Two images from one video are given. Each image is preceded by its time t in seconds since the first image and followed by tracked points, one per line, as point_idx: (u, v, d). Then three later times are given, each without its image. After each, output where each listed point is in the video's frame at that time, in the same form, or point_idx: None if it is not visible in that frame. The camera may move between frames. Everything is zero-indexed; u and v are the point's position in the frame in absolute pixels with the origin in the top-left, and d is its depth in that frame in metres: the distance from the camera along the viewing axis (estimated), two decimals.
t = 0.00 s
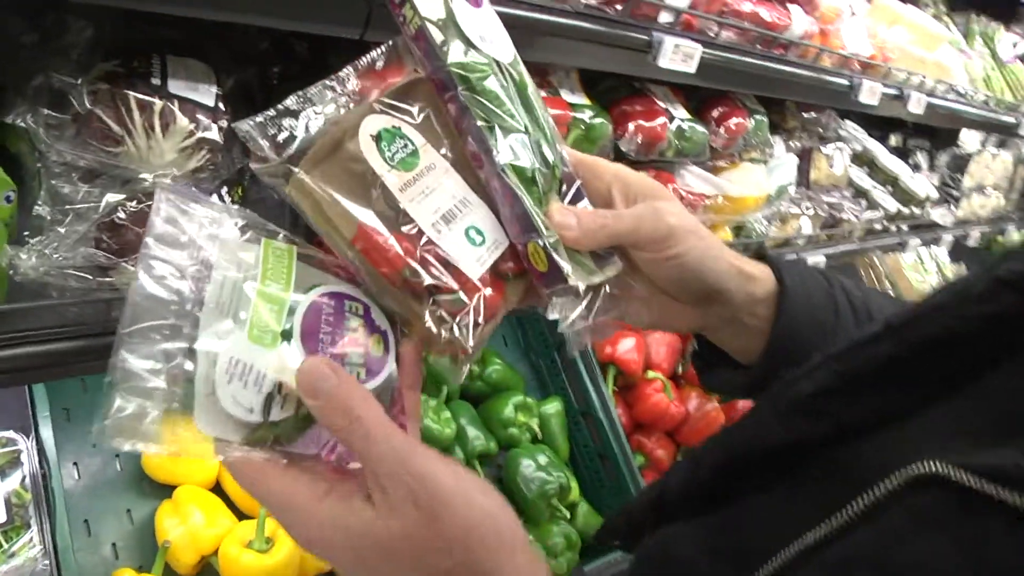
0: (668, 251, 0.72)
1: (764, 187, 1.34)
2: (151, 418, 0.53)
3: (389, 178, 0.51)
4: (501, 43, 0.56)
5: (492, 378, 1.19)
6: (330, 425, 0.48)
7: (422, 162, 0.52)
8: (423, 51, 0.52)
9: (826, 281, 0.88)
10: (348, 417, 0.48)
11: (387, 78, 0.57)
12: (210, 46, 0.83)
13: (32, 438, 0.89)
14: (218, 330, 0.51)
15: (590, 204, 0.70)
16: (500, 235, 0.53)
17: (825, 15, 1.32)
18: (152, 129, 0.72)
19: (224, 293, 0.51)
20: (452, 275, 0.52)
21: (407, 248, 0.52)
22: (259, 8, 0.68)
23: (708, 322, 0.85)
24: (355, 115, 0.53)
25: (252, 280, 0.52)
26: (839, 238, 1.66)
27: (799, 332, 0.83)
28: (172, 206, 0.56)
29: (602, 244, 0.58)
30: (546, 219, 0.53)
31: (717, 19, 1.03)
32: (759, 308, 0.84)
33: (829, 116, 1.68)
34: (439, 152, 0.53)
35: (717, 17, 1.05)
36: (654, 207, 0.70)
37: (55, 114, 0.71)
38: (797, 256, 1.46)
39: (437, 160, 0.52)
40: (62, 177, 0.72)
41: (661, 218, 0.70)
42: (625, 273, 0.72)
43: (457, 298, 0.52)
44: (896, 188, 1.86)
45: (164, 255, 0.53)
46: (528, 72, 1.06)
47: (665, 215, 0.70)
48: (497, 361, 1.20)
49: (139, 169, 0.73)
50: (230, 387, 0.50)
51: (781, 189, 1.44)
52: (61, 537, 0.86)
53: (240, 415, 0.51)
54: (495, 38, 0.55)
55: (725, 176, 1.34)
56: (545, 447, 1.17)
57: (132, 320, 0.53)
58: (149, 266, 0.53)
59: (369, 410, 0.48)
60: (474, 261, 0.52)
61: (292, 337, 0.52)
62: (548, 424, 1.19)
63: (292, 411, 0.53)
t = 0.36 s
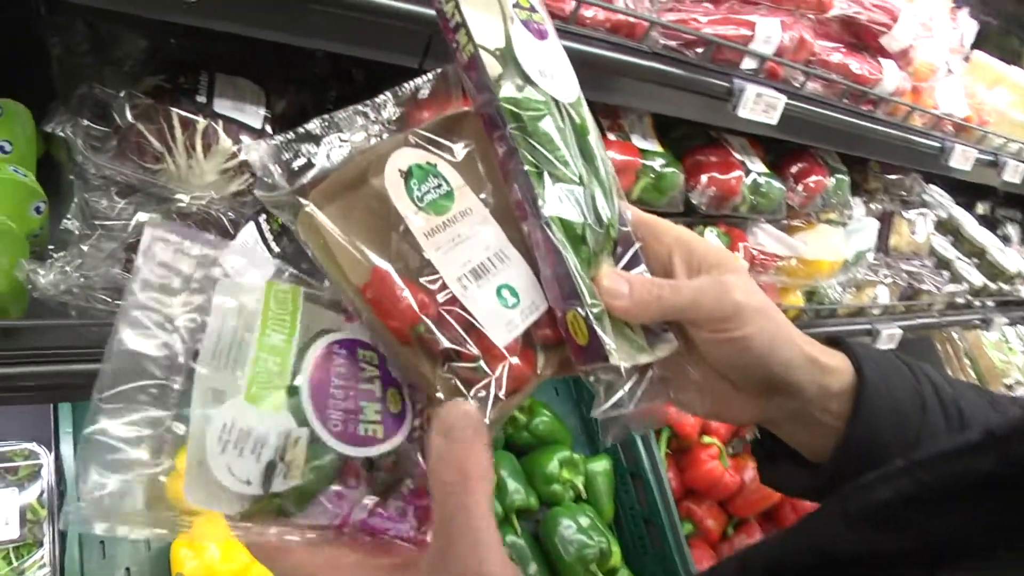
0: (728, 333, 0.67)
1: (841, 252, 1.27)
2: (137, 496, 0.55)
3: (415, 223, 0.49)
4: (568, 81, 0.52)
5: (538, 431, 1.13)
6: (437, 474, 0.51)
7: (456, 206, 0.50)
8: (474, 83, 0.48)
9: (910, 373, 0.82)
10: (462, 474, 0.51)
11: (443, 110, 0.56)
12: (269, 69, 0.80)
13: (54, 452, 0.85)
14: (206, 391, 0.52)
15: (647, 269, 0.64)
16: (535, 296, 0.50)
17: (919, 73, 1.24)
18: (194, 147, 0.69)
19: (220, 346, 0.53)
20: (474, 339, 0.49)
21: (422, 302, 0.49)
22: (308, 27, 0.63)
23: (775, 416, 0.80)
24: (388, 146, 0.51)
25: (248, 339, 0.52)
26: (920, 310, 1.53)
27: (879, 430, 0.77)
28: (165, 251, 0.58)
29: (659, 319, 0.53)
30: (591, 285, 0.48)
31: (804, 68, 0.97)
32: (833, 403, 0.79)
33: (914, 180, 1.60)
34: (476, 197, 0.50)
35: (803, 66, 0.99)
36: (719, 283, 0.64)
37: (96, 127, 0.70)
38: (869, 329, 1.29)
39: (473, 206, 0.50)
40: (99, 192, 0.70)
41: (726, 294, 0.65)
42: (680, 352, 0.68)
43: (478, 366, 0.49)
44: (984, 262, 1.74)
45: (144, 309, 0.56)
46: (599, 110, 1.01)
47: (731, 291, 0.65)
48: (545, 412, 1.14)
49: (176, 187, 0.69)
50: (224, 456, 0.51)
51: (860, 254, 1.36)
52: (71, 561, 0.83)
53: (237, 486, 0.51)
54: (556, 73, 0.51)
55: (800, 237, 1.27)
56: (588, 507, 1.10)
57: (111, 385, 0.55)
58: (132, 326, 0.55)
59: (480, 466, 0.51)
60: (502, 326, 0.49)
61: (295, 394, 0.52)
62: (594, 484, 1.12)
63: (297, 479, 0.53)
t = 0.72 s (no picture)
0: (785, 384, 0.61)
1: (906, 280, 1.21)
2: (153, 495, 0.44)
3: (432, 244, 0.39)
4: (608, 93, 0.44)
5: (579, 454, 1.06)
6: (501, 493, 0.41)
7: (483, 230, 0.40)
8: (507, 91, 0.40)
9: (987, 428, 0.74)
10: (531, 495, 0.41)
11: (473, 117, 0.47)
12: (314, 67, 0.78)
13: (75, 449, 0.83)
14: (234, 387, 0.42)
15: (694, 306, 0.58)
16: (564, 342, 0.40)
17: (998, 95, 1.18)
18: (228, 143, 0.66)
19: (252, 340, 0.43)
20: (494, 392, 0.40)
21: (434, 344, 0.39)
22: (352, 18, 0.59)
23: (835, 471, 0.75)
24: (407, 154, 0.42)
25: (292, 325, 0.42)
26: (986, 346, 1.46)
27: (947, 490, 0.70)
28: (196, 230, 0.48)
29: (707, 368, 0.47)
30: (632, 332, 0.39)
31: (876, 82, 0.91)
32: (897, 461, 0.72)
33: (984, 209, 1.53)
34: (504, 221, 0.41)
35: (875, 82, 0.94)
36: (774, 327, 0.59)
37: (127, 119, 0.67)
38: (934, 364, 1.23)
39: (501, 232, 0.40)
40: (129, 186, 0.68)
41: (783, 342, 0.59)
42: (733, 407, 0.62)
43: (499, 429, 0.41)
44: None
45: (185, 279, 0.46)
46: (657, 121, 0.97)
47: (788, 337, 0.60)
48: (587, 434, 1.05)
49: (207, 184, 0.66)
50: (259, 456, 0.42)
51: (925, 283, 1.30)
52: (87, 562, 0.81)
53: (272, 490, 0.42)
54: (604, 82, 0.43)
55: (863, 262, 1.21)
56: (627, 535, 1.05)
57: (139, 364, 0.44)
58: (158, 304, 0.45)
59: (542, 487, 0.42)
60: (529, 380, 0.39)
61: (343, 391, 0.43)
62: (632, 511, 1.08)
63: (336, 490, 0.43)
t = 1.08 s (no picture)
0: (829, 412, 0.60)
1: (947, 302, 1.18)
2: (160, 485, 0.45)
3: (432, 269, 0.40)
4: (630, 109, 0.43)
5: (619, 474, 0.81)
6: (496, 502, 0.41)
7: (485, 257, 0.40)
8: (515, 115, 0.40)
9: None
10: (525, 507, 0.40)
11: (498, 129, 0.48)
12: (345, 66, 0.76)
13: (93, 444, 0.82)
14: (253, 390, 0.43)
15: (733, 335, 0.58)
16: (563, 372, 0.41)
17: None
18: (253, 142, 0.65)
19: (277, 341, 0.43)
20: (484, 428, 0.41)
21: (430, 374, 0.40)
22: (381, 13, 0.57)
23: (882, 502, 0.74)
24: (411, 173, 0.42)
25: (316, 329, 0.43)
26: None
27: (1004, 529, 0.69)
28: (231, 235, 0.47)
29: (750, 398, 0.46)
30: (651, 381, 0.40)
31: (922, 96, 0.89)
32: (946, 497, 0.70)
33: None
34: (510, 247, 0.41)
35: (922, 95, 0.91)
36: (817, 352, 0.57)
37: (152, 113, 0.67)
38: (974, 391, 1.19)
39: (505, 258, 0.41)
40: (155, 182, 0.68)
41: (828, 369, 0.57)
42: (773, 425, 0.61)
43: (489, 456, 0.41)
44: None
45: (207, 271, 0.46)
46: (695, 131, 0.94)
47: (835, 366, 0.57)
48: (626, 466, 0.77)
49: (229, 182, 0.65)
50: (272, 459, 0.43)
51: (967, 307, 1.26)
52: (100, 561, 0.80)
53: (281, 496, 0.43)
54: (621, 103, 0.42)
55: (903, 283, 1.18)
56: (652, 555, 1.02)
57: (153, 355, 0.45)
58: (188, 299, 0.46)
59: (549, 504, 0.41)
60: (524, 412, 0.40)
61: (359, 401, 0.44)
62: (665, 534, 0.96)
63: (346, 500, 0.45)
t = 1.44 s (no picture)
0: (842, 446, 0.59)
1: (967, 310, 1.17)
2: (220, 500, 0.48)
3: (470, 263, 0.40)
4: (671, 116, 0.43)
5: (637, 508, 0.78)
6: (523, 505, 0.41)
7: (519, 251, 0.40)
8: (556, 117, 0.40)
9: None
10: (551, 511, 0.41)
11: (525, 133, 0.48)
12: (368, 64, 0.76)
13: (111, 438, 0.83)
14: (293, 397, 0.45)
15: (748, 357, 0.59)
16: (594, 368, 0.40)
17: None
18: (275, 138, 0.65)
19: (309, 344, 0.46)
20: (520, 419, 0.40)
21: (467, 364, 0.40)
22: (406, 12, 0.57)
23: (900, 533, 0.74)
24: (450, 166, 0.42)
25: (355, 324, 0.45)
26: None
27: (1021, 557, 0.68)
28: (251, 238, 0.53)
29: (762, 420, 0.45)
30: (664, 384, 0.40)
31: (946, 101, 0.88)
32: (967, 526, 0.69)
33: None
34: (544, 242, 0.41)
35: (945, 101, 0.91)
36: (832, 382, 0.56)
37: (176, 109, 0.67)
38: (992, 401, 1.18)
39: (539, 252, 0.41)
40: (176, 177, 0.68)
41: (839, 403, 0.56)
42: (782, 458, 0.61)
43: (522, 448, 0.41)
44: None
45: (236, 285, 0.51)
46: (716, 134, 0.94)
47: (848, 396, 0.56)
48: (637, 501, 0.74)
49: (252, 178, 0.66)
50: (324, 463, 0.44)
51: (988, 315, 1.25)
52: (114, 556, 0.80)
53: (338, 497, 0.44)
54: (661, 110, 0.42)
55: (923, 290, 1.17)
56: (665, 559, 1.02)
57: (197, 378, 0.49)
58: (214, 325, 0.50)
59: (576, 505, 0.41)
60: (555, 405, 0.39)
61: (397, 396, 0.45)
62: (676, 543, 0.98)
63: (397, 494, 0.45)
